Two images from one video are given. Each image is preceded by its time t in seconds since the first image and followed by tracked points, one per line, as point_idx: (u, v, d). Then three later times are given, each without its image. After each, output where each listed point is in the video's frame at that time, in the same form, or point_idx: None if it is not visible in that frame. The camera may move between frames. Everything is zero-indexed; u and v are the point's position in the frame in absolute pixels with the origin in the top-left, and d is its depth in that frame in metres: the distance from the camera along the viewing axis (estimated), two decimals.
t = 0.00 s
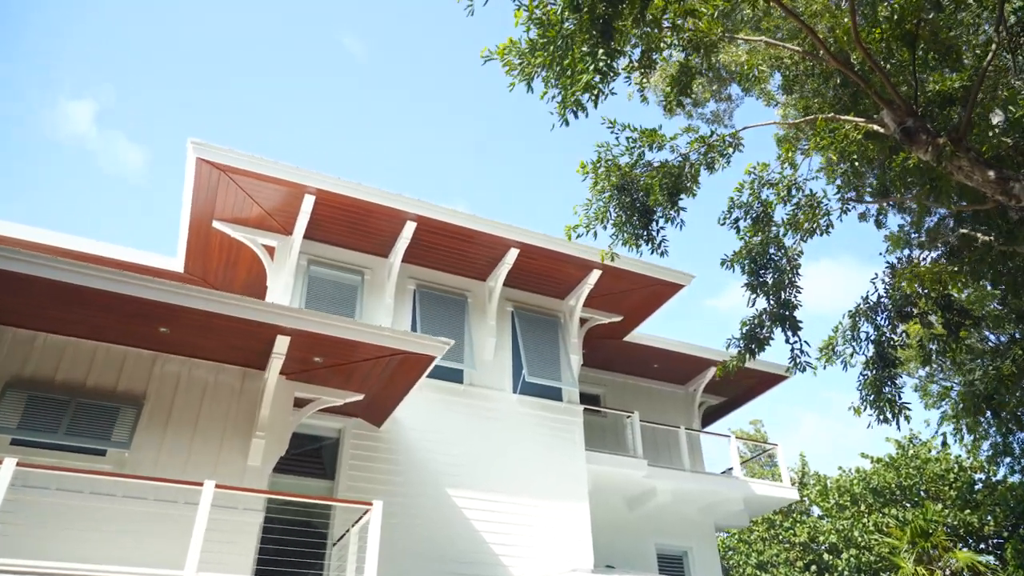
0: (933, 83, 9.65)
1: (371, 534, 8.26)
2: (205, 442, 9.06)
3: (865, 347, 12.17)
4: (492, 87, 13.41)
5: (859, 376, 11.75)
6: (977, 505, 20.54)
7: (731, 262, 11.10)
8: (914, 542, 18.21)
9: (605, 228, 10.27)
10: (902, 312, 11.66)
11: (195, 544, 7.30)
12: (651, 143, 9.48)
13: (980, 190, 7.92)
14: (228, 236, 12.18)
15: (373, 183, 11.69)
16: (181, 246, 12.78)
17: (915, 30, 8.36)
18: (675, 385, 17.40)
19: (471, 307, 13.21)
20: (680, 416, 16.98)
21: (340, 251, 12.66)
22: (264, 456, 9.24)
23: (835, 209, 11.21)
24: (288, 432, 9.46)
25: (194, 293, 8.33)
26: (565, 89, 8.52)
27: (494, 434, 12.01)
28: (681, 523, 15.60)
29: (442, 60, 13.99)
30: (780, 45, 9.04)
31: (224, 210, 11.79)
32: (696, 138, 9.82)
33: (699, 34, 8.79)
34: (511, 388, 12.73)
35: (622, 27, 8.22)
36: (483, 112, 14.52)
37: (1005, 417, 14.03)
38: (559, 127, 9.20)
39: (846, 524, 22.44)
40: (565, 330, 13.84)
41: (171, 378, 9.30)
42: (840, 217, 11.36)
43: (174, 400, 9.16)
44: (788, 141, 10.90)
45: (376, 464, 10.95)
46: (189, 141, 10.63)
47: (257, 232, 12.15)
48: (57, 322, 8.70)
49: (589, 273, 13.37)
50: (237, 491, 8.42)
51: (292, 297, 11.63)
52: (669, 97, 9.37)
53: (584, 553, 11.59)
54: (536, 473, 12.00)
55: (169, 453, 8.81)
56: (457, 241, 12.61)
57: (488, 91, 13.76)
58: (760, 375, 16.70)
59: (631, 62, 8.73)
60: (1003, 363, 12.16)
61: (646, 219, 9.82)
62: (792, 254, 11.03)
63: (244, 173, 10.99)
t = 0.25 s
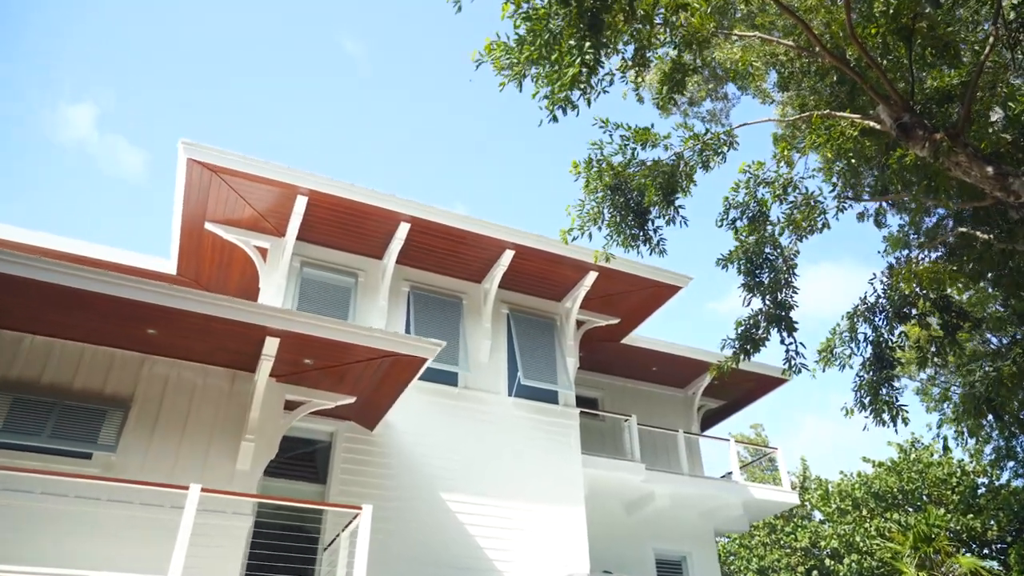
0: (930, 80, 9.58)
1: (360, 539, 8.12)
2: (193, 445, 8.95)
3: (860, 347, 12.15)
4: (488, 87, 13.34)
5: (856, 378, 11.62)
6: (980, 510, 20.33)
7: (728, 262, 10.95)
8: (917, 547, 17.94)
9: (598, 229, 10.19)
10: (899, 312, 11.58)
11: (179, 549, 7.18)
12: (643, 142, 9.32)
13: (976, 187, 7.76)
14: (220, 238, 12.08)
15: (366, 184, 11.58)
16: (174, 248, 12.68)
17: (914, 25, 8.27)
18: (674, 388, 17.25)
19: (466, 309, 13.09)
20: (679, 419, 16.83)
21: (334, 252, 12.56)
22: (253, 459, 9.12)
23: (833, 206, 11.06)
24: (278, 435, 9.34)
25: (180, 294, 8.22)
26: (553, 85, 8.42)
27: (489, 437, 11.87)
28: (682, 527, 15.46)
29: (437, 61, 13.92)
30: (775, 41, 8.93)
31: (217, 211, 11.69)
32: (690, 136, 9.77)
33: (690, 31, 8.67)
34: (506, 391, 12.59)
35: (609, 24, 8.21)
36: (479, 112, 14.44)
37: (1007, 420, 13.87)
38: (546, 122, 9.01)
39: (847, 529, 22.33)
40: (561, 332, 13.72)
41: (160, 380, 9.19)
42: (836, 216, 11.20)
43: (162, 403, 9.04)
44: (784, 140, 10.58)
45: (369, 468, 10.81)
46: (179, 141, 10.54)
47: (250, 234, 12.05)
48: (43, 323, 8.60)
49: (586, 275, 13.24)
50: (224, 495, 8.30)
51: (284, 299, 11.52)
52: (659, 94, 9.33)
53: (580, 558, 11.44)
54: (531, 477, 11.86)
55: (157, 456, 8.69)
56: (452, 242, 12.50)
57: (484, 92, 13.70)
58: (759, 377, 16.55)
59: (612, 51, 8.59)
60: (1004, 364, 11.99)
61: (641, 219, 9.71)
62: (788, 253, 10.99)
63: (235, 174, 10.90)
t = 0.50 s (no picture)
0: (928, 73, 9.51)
1: (349, 543, 7.98)
2: (181, 448, 8.83)
3: (856, 347, 11.98)
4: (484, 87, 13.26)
5: (850, 376, 11.56)
6: (983, 514, 20.14)
7: (723, 262, 10.83)
8: (918, 551, 17.76)
9: (591, 229, 10.06)
10: (895, 313, 11.40)
11: (164, 552, 7.05)
12: (636, 140, 9.43)
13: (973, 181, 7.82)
14: (212, 238, 11.98)
15: (359, 184, 11.48)
16: (166, 249, 12.59)
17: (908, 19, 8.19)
18: (673, 391, 17.11)
19: (461, 311, 12.96)
20: (678, 422, 16.68)
21: (327, 254, 12.46)
22: (242, 462, 9.00)
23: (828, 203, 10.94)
24: (268, 437, 9.22)
25: (167, 294, 8.12)
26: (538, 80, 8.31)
27: (484, 439, 11.74)
28: (679, 532, 15.31)
29: (432, 61, 13.85)
30: (771, 35, 8.81)
31: (208, 212, 11.59)
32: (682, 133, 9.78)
33: (682, 25, 8.65)
34: (501, 393, 12.45)
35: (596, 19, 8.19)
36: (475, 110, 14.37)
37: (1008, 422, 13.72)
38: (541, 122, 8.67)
39: (848, 533, 22.18)
40: (557, 334, 13.59)
41: (148, 381, 9.08)
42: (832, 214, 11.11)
43: (150, 404, 8.93)
44: (778, 136, 10.60)
45: (361, 471, 10.69)
46: (169, 141, 10.43)
47: (243, 235, 11.95)
48: (29, 324, 8.49)
49: (582, 276, 13.11)
50: (211, 498, 8.18)
51: (276, 300, 11.41)
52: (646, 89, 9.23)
53: (575, 562, 11.29)
54: (526, 480, 11.71)
55: (144, 458, 8.58)
56: (446, 243, 12.38)
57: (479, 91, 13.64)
58: (759, 379, 16.38)
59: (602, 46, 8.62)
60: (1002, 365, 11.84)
61: (635, 218, 9.66)
62: (784, 254, 10.80)
63: (226, 174, 10.81)
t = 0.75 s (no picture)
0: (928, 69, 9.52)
1: (337, 546, 7.87)
2: (169, 449, 8.73)
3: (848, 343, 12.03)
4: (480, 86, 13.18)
5: (842, 374, 11.59)
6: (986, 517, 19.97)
7: (718, 261, 10.81)
8: (920, 554, 17.59)
9: (581, 226, 9.93)
10: (890, 310, 11.40)
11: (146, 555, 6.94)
12: (629, 137, 9.29)
13: (966, 176, 7.71)
14: (205, 239, 11.92)
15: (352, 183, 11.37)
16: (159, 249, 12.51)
17: (904, 9, 7.99)
18: (672, 392, 16.96)
19: (456, 312, 12.85)
20: (676, 423, 16.54)
21: (321, 254, 12.36)
22: (231, 463, 8.89)
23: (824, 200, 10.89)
24: (258, 438, 9.10)
25: (153, 293, 8.01)
26: (525, 74, 8.24)
27: (478, 441, 11.62)
28: (677, 535, 15.18)
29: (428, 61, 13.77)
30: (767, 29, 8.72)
31: (200, 212, 11.51)
32: (676, 130, 9.74)
33: (674, 16, 8.84)
34: (496, 395, 12.32)
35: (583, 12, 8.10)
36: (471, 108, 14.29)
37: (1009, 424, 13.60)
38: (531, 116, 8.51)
39: (850, 536, 22.04)
40: (553, 335, 13.47)
41: (136, 382, 8.98)
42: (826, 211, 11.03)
43: (139, 405, 8.83)
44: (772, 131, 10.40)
45: (353, 473, 10.58)
46: (160, 139, 10.35)
47: (235, 234, 11.87)
48: (15, 324, 8.39)
49: (578, 276, 12.98)
50: (197, 500, 8.06)
51: (269, 301, 11.32)
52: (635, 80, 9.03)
53: (569, 566, 11.16)
54: (521, 482, 11.58)
55: (131, 460, 8.49)
56: (441, 243, 12.27)
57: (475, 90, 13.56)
58: (759, 381, 16.23)
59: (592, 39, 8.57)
60: (999, 364, 11.84)
61: (626, 216, 9.58)
62: (779, 252, 10.70)
63: (218, 173, 10.72)
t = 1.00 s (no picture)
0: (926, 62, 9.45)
1: (325, 548, 7.75)
2: (157, 450, 8.63)
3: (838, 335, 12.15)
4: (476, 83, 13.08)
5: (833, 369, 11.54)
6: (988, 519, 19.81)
7: (714, 258, 10.62)
8: (922, 557, 17.46)
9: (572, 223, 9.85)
10: (885, 305, 11.32)
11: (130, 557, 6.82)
12: (622, 134, 9.34)
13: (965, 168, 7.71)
14: (197, 238, 11.85)
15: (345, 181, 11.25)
16: (151, 248, 12.41)
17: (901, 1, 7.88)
18: (670, 393, 16.81)
19: (451, 311, 12.73)
20: (675, 424, 16.38)
21: (315, 253, 12.26)
22: (220, 463, 8.78)
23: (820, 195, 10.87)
24: (247, 439, 8.99)
25: (138, 291, 7.88)
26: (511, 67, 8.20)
27: (473, 442, 11.49)
28: (676, 537, 15.04)
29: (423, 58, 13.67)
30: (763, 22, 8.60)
31: (192, 210, 11.42)
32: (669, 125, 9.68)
33: (665, 8, 8.73)
34: (491, 395, 12.19)
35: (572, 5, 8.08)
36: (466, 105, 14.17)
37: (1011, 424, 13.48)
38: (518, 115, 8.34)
39: (851, 538, 21.90)
40: (550, 334, 13.34)
41: (125, 382, 8.87)
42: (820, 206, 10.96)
43: (127, 406, 8.72)
44: (767, 127, 10.66)
45: (345, 473, 10.46)
46: (150, 137, 10.25)
47: (228, 233, 11.77)
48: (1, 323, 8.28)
49: (575, 276, 12.84)
50: (184, 501, 7.95)
51: (261, 300, 11.21)
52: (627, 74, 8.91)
53: (565, 568, 11.02)
54: (516, 483, 11.45)
55: (119, 461, 8.38)
56: (436, 242, 12.15)
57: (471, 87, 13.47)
58: (759, 382, 16.08)
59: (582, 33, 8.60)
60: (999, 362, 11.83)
61: (618, 212, 9.45)
62: (776, 249, 10.58)
63: (209, 170, 10.62)
